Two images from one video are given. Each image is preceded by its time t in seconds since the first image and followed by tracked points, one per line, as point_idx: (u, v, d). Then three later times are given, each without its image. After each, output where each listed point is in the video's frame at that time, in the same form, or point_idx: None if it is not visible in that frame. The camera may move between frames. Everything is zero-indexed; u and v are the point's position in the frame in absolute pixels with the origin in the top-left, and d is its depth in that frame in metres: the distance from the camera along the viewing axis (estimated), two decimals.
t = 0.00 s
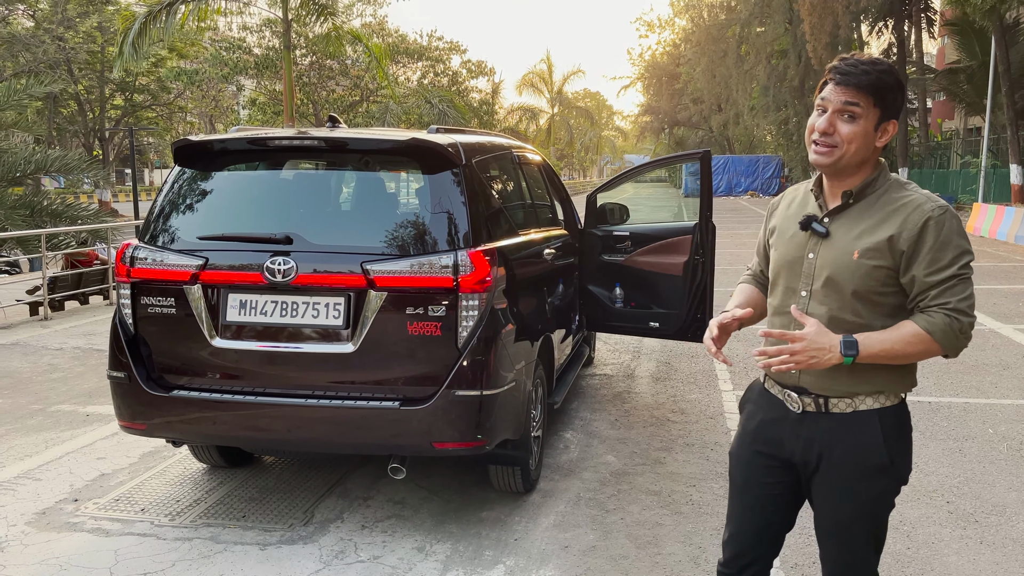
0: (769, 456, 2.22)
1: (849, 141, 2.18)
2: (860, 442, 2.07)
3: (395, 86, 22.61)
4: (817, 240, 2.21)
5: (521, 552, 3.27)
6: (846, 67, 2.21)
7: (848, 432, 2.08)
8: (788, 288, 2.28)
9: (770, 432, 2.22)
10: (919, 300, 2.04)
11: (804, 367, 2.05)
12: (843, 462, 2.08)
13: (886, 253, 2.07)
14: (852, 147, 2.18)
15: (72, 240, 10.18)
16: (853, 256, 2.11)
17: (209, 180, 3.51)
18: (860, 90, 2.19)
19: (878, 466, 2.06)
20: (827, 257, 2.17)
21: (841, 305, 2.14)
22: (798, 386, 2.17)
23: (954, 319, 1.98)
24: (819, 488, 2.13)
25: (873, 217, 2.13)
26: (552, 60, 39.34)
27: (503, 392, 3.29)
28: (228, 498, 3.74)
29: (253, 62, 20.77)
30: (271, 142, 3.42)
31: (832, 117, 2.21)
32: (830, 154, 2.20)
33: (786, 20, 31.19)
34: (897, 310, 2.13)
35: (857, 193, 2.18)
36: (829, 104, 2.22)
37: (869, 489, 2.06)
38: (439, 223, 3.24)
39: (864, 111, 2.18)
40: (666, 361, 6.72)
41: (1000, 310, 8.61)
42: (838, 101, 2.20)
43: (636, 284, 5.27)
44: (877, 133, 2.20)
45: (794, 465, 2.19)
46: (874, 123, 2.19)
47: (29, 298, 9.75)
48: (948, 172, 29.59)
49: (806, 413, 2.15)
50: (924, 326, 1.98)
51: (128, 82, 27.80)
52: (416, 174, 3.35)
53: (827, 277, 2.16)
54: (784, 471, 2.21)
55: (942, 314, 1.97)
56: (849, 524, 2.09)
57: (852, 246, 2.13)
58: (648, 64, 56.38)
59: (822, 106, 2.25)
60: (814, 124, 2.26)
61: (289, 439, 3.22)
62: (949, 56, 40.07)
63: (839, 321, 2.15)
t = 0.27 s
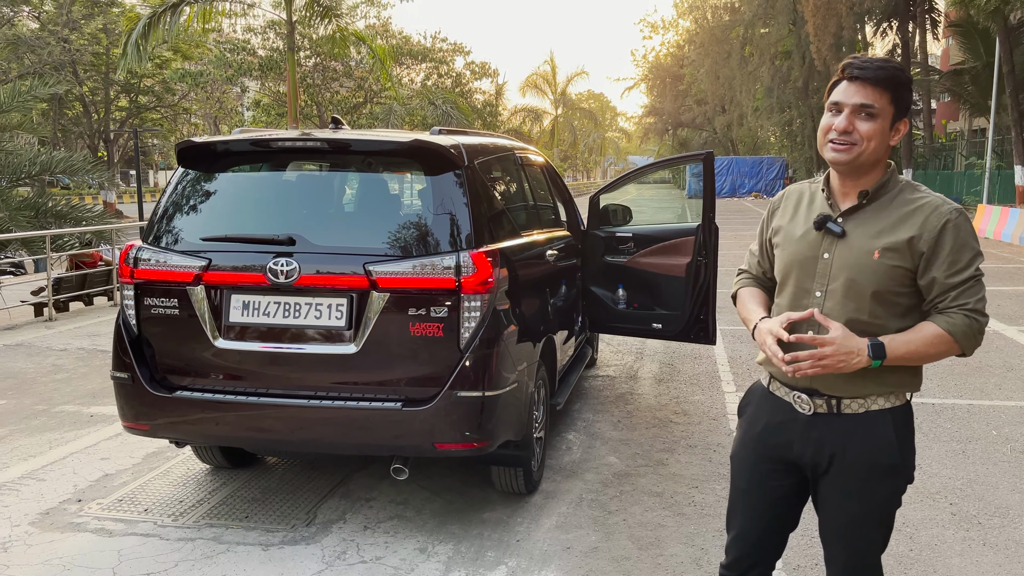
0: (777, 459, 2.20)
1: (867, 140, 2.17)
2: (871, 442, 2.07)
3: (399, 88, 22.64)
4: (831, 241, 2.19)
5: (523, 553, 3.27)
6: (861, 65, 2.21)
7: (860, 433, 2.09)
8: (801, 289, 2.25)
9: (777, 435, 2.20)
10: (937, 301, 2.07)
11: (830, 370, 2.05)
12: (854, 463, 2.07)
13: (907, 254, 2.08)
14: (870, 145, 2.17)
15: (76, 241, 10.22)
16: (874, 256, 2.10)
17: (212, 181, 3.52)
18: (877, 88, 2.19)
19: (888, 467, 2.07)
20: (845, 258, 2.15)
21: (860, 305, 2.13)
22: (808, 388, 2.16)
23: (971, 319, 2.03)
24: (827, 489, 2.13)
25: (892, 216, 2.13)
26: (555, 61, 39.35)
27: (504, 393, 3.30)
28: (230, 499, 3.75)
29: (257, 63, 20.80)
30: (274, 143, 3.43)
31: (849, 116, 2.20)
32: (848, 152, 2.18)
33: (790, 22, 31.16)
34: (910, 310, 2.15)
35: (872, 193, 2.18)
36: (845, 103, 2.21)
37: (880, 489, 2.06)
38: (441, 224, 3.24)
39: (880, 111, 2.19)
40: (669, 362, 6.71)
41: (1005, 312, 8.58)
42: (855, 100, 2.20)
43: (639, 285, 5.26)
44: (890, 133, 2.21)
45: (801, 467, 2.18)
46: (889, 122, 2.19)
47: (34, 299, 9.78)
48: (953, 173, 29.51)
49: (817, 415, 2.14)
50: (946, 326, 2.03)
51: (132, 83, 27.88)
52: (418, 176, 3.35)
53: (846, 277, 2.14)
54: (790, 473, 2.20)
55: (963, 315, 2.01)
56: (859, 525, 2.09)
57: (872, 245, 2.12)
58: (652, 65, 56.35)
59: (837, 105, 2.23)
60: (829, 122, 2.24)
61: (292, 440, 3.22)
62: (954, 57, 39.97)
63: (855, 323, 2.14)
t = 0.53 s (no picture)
0: (782, 461, 2.19)
1: (873, 145, 2.17)
2: (879, 443, 2.07)
3: (402, 89, 22.70)
4: (837, 245, 2.18)
5: (522, 554, 3.27)
6: (865, 70, 2.20)
7: (866, 434, 2.08)
8: (806, 293, 2.24)
9: (782, 437, 2.19)
10: (942, 304, 2.07)
11: (839, 375, 2.04)
12: (861, 464, 2.07)
13: (913, 258, 2.09)
14: (874, 150, 2.17)
15: (78, 242, 10.22)
16: (882, 261, 2.10)
17: (213, 183, 3.53)
18: (882, 93, 2.19)
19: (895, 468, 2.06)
20: (852, 262, 2.14)
21: (867, 309, 2.13)
22: (814, 389, 2.15)
23: (976, 323, 2.04)
24: (833, 491, 2.13)
25: (898, 221, 2.13)
26: (558, 63, 39.39)
27: (504, 395, 3.29)
28: (231, 500, 3.76)
29: (261, 65, 20.87)
30: (274, 145, 3.44)
31: (854, 121, 2.19)
32: (853, 157, 2.17)
33: (793, 23, 31.17)
34: (914, 313, 2.15)
35: (877, 198, 2.18)
36: (850, 108, 2.21)
37: (887, 490, 2.06)
38: (441, 226, 3.25)
39: (884, 116, 2.18)
40: (670, 364, 6.71)
41: (1008, 314, 8.56)
42: (860, 105, 2.19)
43: (640, 287, 5.26)
44: (894, 138, 2.21)
45: (806, 469, 2.17)
46: (894, 127, 2.19)
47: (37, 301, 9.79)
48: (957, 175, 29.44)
49: (823, 416, 2.13)
50: (952, 329, 2.03)
51: (136, 85, 28.00)
52: (418, 178, 3.36)
53: (853, 282, 2.13)
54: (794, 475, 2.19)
55: (969, 319, 2.02)
56: (865, 527, 2.09)
57: (878, 250, 2.12)
58: (655, 67, 56.35)
59: (841, 110, 2.22)
60: (834, 127, 2.23)
61: (293, 442, 3.23)
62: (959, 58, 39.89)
63: (862, 326, 2.14)
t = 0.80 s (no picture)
0: (782, 456, 2.18)
1: (871, 146, 2.16)
2: (879, 440, 2.07)
3: (404, 91, 22.71)
4: (837, 246, 2.18)
5: (520, 555, 3.27)
6: (865, 70, 2.20)
7: (867, 431, 2.08)
8: (807, 293, 2.24)
9: (783, 432, 2.18)
10: (943, 305, 2.06)
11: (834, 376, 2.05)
12: (861, 460, 2.07)
13: (912, 259, 2.07)
14: (873, 151, 2.16)
15: (79, 244, 10.22)
16: (880, 263, 2.10)
17: (212, 183, 3.54)
18: (881, 93, 2.18)
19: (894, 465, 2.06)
20: (851, 263, 2.14)
21: (866, 310, 2.12)
22: (815, 386, 2.14)
23: (976, 324, 2.02)
24: (831, 487, 2.12)
25: (898, 221, 2.12)
26: (561, 64, 39.41)
27: (502, 396, 3.29)
28: (229, 501, 3.76)
29: (263, 67, 20.90)
30: (272, 146, 3.44)
31: (853, 121, 2.18)
32: (851, 158, 2.17)
33: (796, 25, 31.14)
34: (916, 312, 2.14)
35: (877, 199, 2.17)
36: (849, 108, 2.20)
37: (887, 487, 2.06)
38: (439, 226, 3.25)
39: (883, 115, 2.17)
40: (670, 366, 6.71)
41: (1009, 315, 8.54)
42: (859, 105, 2.18)
43: (640, 287, 5.25)
44: (895, 136, 2.20)
45: (807, 465, 2.17)
46: (894, 127, 2.18)
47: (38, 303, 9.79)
48: (960, 176, 29.38)
49: (823, 412, 2.12)
50: (951, 330, 2.02)
51: (139, 88, 28.07)
52: (416, 179, 3.36)
53: (852, 283, 2.13)
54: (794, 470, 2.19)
55: (969, 320, 2.00)
56: (863, 524, 2.09)
57: (877, 252, 2.11)
58: (658, 69, 56.32)
59: (840, 110, 2.22)
60: (833, 128, 2.22)
61: (291, 442, 3.23)
62: (962, 60, 39.81)
63: (863, 326, 2.13)
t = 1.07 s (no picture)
0: (782, 452, 2.21)
1: (873, 160, 2.13)
2: (877, 439, 2.06)
3: (405, 93, 22.74)
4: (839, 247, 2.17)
5: (519, 556, 3.27)
6: (868, 84, 2.16)
7: (864, 428, 2.08)
8: (809, 291, 2.23)
9: (784, 428, 2.21)
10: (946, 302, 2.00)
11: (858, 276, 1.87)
12: (858, 458, 2.07)
13: (913, 263, 2.05)
14: (874, 166, 2.13)
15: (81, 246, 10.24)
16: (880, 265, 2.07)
17: (212, 185, 3.55)
18: (882, 109, 2.13)
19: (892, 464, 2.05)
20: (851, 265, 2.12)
21: (865, 310, 2.08)
22: (815, 383, 2.16)
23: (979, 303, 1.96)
24: (830, 484, 2.13)
25: (897, 225, 2.10)
26: (562, 67, 39.43)
27: (501, 397, 3.29)
28: (229, 502, 3.76)
29: (265, 69, 20.92)
30: (272, 148, 3.45)
31: (854, 136, 2.15)
32: (851, 173, 2.16)
33: (798, 27, 31.14)
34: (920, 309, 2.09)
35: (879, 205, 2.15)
36: (851, 121, 2.16)
37: (883, 485, 2.06)
38: (438, 228, 3.25)
39: (888, 126, 2.13)
40: (670, 367, 6.71)
41: (1010, 317, 8.53)
42: (862, 119, 2.14)
43: (640, 289, 5.25)
44: (899, 149, 2.16)
45: (807, 461, 2.18)
46: (896, 142, 2.14)
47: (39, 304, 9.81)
48: (962, 178, 29.35)
49: (822, 409, 2.13)
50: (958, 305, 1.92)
51: (142, 90, 28.12)
52: (415, 180, 3.37)
53: (851, 285, 2.11)
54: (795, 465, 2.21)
55: (966, 294, 1.94)
56: (860, 522, 2.09)
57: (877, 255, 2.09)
58: (659, 70, 56.31)
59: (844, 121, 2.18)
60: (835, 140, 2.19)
61: (291, 443, 3.23)
62: (964, 61, 39.78)
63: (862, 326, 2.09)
